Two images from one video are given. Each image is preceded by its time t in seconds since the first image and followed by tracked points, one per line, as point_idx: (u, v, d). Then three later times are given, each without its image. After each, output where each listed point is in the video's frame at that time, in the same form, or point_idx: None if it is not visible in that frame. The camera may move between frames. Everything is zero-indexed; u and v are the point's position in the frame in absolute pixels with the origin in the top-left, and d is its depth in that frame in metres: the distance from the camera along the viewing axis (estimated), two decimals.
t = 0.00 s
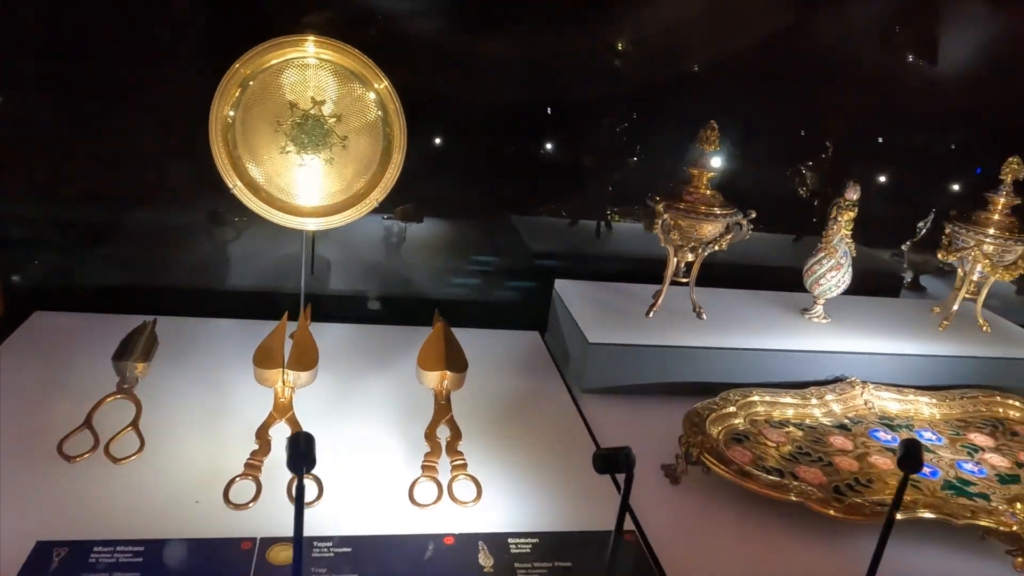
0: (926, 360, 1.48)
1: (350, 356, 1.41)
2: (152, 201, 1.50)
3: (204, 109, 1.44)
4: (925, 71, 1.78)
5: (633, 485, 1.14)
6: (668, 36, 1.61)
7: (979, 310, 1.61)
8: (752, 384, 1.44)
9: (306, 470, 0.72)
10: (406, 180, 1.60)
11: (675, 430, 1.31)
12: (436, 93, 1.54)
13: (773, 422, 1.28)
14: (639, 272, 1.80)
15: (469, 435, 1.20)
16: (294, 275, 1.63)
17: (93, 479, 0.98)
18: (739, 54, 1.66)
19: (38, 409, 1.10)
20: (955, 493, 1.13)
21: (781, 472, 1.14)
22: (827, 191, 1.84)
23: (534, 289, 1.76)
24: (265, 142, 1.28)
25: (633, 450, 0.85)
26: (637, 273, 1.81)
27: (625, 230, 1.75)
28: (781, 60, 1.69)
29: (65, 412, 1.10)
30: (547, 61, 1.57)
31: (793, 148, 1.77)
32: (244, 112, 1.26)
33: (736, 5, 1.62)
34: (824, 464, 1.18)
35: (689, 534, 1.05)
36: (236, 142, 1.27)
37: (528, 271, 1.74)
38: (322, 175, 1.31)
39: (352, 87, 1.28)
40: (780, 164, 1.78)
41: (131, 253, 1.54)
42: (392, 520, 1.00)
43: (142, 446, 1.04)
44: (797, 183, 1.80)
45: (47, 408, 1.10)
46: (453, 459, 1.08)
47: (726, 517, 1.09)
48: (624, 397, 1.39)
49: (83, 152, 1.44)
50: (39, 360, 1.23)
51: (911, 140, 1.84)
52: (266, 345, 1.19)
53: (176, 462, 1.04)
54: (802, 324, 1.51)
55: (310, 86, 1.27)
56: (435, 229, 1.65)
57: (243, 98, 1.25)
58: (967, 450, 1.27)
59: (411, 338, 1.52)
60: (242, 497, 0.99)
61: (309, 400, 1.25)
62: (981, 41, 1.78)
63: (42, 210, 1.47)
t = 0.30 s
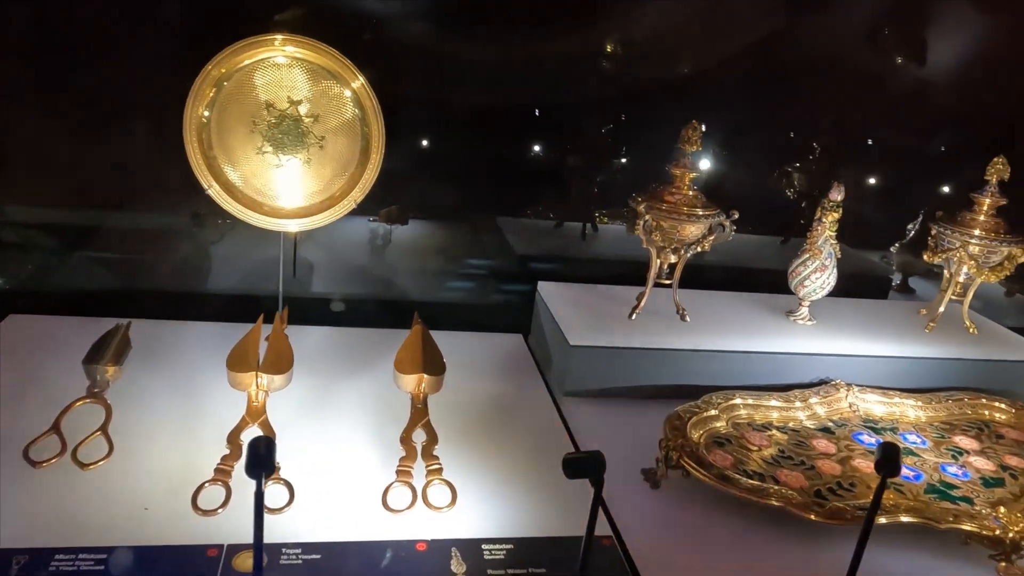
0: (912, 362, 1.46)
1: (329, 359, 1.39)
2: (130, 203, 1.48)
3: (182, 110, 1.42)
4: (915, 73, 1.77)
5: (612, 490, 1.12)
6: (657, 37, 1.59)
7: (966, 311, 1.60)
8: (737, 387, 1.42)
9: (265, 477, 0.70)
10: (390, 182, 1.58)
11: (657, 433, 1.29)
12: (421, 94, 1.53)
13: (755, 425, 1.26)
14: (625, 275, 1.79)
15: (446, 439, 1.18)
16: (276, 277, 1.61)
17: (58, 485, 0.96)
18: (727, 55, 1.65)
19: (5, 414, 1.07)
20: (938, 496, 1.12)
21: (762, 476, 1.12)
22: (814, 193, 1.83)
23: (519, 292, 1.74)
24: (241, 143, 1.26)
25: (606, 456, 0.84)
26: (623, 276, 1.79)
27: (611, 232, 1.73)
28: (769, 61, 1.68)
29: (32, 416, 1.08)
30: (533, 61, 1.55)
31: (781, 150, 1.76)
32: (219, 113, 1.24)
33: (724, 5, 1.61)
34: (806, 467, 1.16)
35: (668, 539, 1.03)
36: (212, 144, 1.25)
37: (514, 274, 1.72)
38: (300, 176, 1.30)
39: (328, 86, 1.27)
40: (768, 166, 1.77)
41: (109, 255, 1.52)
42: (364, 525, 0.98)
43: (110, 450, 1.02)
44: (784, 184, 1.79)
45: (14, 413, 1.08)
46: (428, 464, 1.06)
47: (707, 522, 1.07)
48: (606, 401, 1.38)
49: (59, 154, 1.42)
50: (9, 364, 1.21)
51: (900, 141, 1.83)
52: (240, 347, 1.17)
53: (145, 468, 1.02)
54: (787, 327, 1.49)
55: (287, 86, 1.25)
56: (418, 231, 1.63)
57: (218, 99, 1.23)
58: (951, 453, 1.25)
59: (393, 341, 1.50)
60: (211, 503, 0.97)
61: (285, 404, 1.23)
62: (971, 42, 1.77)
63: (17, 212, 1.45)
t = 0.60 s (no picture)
0: (907, 367, 1.44)
1: (312, 365, 1.36)
2: (111, 207, 1.45)
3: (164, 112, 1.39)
4: (909, 74, 1.75)
5: (601, 500, 1.09)
6: (648, 37, 1.57)
7: (961, 315, 1.58)
8: (729, 393, 1.40)
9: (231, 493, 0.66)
10: (376, 184, 1.55)
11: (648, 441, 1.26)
12: (408, 96, 1.50)
13: (747, 431, 1.24)
14: (617, 278, 1.76)
15: (430, 448, 1.15)
16: (260, 282, 1.58)
17: (28, 495, 0.93)
18: (720, 56, 1.63)
19: None
20: (934, 505, 1.09)
21: (754, 485, 1.10)
22: (807, 195, 1.81)
23: (509, 297, 1.71)
24: (222, 145, 1.23)
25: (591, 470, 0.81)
26: (615, 280, 1.77)
27: (603, 234, 1.70)
28: (762, 62, 1.66)
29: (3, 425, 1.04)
30: (522, 63, 1.52)
31: (774, 152, 1.74)
32: (198, 114, 1.21)
33: (716, 6, 1.59)
34: (799, 475, 1.14)
35: (657, 550, 1.01)
36: (191, 146, 1.22)
37: (504, 278, 1.69)
38: (283, 178, 1.27)
39: (310, 86, 1.24)
40: (761, 168, 1.74)
41: (89, 260, 1.49)
42: (343, 536, 0.96)
43: (83, 461, 0.99)
44: (777, 187, 1.77)
45: None
46: (412, 473, 1.04)
47: (697, 532, 1.05)
48: (596, 407, 1.35)
49: (37, 156, 1.38)
50: None
51: (894, 143, 1.81)
52: (220, 354, 1.14)
53: (120, 478, 0.99)
54: (780, 331, 1.47)
55: (268, 86, 1.23)
56: (405, 235, 1.60)
57: (197, 100, 1.21)
58: (947, 460, 1.23)
59: (379, 346, 1.47)
60: (185, 515, 0.94)
61: (266, 412, 1.21)
62: (965, 43, 1.75)
63: None
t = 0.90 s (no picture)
0: (918, 384, 1.40)
1: (304, 386, 1.32)
2: (95, 219, 1.40)
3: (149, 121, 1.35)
4: (914, 81, 1.71)
5: (604, 530, 1.05)
6: (648, 44, 1.53)
7: (971, 330, 1.53)
8: (734, 413, 1.35)
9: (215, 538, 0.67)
10: (369, 195, 1.50)
11: (651, 464, 1.22)
12: (402, 103, 1.45)
13: (755, 455, 1.19)
14: (618, 291, 1.71)
15: (425, 475, 1.11)
16: (250, 296, 1.53)
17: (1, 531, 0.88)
18: (722, 62, 1.59)
19: None
20: (951, 534, 1.05)
21: (764, 513, 1.05)
22: (812, 205, 1.76)
23: (507, 311, 1.65)
24: (208, 157, 1.19)
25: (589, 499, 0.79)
26: (616, 292, 1.72)
27: (603, 243, 1.65)
28: (765, 69, 1.62)
29: None
30: (520, 69, 1.48)
31: (777, 161, 1.70)
32: (184, 126, 1.16)
33: (718, 11, 1.55)
34: (811, 502, 1.09)
35: None
36: (177, 159, 1.18)
37: (501, 292, 1.64)
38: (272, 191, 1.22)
39: (300, 96, 1.20)
40: (764, 177, 1.70)
41: (74, 274, 1.44)
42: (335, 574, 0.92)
43: (60, 492, 0.94)
44: (781, 196, 1.72)
45: None
46: (407, 505, 0.99)
47: (705, 565, 1.00)
48: (598, 428, 1.31)
49: (18, 167, 1.34)
50: None
51: (899, 151, 1.77)
52: (205, 377, 1.09)
53: (100, 509, 0.94)
54: (786, 347, 1.42)
55: (257, 97, 1.18)
56: (400, 247, 1.55)
57: (183, 111, 1.16)
58: (962, 484, 1.18)
59: (372, 364, 1.42)
60: (166, 553, 0.89)
61: (256, 436, 1.16)
62: (971, 49, 1.72)
63: None
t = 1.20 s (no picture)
0: (921, 408, 1.37)
1: (295, 413, 1.29)
2: (83, 237, 1.38)
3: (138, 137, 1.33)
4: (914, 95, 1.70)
5: (604, 568, 1.01)
6: (647, 60, 1.51)
7: (976, 351, 1.51)
8: (735, 439, 1.32)
9: None
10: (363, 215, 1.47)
11: (651, 494, 1.19)
12: (396, 121, 1.43)
13: (758, 485, 1.16)
14: (616, 310, 1.68)
15: (417, 510, 1.07)
16: (240, 317, 1.50)
17: None
18: (720, 78, 1.57)
19: None
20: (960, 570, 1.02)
21: (769, 550, 1.02)
22: (812, 221, 1.74)
23: (503, 330, 1.62)
24: (196, 182, 1.16)
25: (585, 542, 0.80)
26: (615, 312, 1.68)
27: (601, 259, 1.61)
28: (764, 84, 1.60)
29: None
30: (516, 86, 1.46)
31: (776, 176, 1.68)
32: (171, 150, 1.14)
33: (715, 25, 1.53)
34: (816, 537, 1.06)
35: None
36: (163, 184, 1.15)
37: (497, 311, 1.61)
38: (262, 215, 1.20)
39: (291, 118, 1.17)
40: (764, 192, 1.68)
41: (62, 295, 1.42)
42: None
43: (41, 535, 0.90)
44: (780, 212, 1.70)
45: None
46: (401, 544, 0.96)
47: None
48: (596, 455, 1.28)
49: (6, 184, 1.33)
50: None
51: (900, 166, 1.75)
52: (192, 409, 1.05)
53: (81, 552, 0.91)
54: (786, 369, 1.40)
55: (246, 119, 1.16)
56: (394, 266, 1.53)
57: (170, 135, 1.13)
58: (970, 515, 1.15)
59: (366, 390, 1.39)
60: None
61: (245, 468, 1.13)
62: (971, 64, 1.70)
63: None
